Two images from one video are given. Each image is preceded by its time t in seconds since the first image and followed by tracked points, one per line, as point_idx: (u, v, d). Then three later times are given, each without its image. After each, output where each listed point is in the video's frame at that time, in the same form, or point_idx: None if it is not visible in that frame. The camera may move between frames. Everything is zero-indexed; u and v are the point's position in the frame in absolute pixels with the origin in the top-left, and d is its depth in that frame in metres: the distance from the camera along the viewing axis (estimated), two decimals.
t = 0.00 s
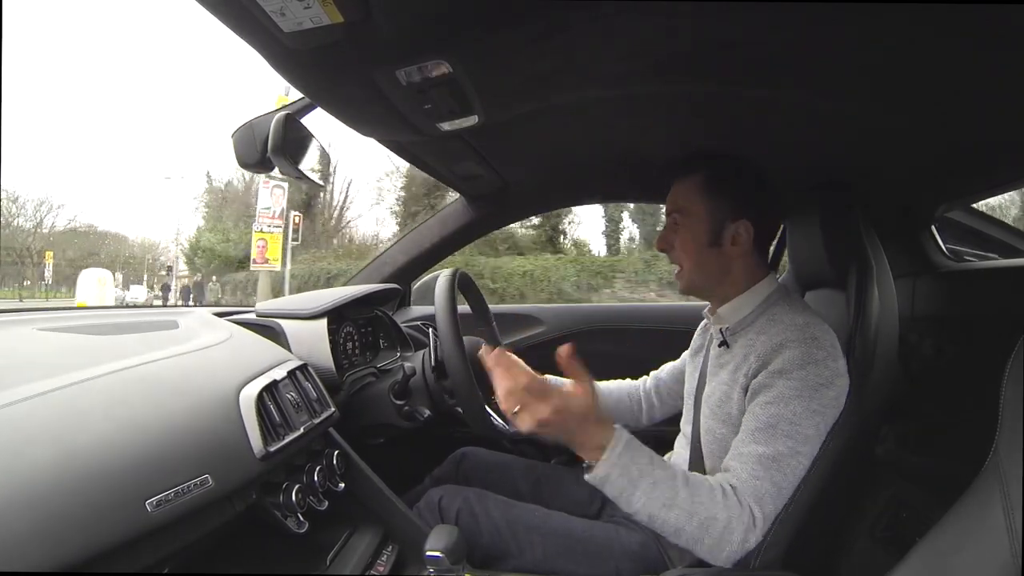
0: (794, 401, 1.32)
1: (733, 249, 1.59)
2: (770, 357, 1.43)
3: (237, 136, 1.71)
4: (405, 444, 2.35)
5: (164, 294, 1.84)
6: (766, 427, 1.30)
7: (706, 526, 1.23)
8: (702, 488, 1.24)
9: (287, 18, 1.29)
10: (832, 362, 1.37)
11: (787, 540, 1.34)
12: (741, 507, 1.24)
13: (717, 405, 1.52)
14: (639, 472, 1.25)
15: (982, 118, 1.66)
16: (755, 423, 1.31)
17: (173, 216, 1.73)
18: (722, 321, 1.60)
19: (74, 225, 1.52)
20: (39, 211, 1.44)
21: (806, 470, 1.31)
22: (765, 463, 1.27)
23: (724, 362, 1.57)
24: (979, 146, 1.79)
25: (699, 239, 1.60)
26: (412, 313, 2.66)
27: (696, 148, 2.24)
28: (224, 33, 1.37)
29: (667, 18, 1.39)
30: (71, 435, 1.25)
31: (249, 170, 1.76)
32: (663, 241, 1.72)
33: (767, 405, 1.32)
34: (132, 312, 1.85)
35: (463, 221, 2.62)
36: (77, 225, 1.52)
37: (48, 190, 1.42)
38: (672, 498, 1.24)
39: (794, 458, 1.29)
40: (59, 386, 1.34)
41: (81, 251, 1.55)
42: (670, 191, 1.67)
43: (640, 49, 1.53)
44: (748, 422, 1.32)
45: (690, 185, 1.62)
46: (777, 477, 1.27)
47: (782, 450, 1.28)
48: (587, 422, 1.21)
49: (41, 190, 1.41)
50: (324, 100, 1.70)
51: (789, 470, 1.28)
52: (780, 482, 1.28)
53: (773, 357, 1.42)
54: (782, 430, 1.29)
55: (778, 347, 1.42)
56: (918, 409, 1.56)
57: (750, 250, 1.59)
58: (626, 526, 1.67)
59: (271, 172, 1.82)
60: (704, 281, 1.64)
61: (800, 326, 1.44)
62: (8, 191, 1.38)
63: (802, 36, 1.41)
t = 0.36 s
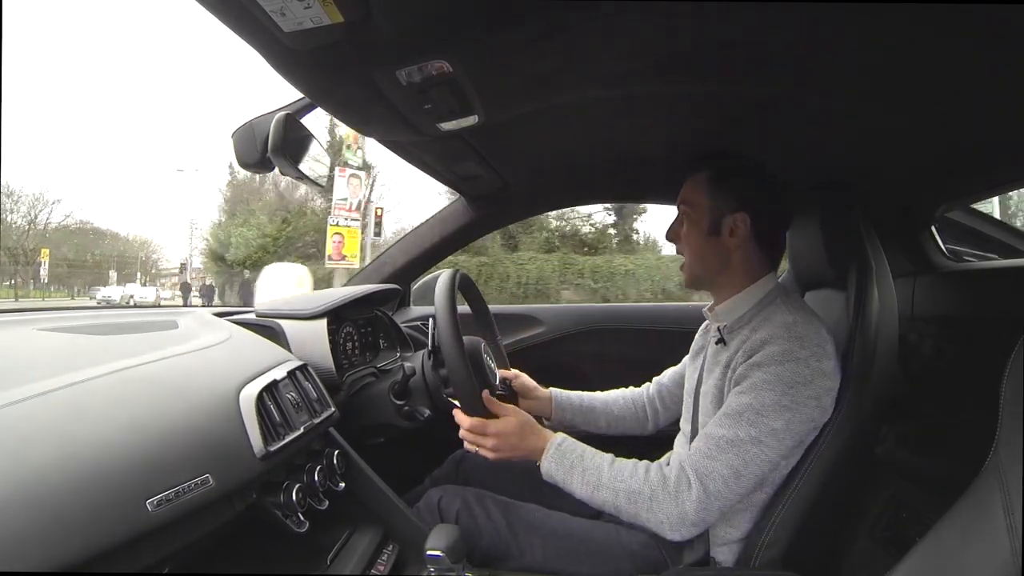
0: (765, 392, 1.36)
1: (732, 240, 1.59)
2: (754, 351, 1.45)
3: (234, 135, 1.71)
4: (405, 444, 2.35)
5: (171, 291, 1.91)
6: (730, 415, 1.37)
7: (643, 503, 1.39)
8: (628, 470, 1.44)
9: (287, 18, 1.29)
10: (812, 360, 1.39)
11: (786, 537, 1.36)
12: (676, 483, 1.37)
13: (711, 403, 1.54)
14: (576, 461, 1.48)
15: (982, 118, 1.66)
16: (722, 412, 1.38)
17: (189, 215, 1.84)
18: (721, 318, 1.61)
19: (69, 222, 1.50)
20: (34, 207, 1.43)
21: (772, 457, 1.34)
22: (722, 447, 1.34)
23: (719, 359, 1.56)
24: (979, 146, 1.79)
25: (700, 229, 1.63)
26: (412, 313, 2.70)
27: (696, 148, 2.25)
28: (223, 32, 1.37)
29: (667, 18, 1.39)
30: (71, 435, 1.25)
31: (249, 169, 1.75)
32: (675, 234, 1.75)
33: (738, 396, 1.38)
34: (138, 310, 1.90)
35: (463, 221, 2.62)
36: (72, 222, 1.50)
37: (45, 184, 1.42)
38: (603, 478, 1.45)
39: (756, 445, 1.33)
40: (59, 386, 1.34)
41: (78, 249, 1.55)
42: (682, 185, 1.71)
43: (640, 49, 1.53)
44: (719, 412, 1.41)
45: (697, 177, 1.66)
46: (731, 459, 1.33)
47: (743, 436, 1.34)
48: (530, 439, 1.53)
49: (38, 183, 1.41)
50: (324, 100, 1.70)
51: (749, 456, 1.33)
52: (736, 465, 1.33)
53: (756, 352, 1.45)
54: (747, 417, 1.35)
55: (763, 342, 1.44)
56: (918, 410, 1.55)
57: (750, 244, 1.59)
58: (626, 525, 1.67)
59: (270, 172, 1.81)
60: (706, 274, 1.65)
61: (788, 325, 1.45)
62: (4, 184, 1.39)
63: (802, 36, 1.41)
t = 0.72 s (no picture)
0: (762, 383, 1.36)
1: (737, 240, 1.59)
2: (753, 346, 1.45)
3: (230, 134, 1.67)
4: (405, 444, 2.35)
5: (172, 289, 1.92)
6: (725, 405, 1.37)
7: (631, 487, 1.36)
8: (614, 453, 1.41)
9: (287, 18, 1.29)
10: (812, 356, 1.39)
11: (787, 538, 1.36)
12: (666, 468, 1.35)
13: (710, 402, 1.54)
14: (561, 444, 1.42)
15: (982, 118, 1.66)
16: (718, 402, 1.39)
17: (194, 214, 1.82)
18: (722, 319, 1.61)
19: (53, 214, 1.51)
20: (19, 198, 1.43)
21: (763, 446, 1.34)
22: (714, 434, 1.34)
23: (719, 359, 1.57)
24: (980, 146, 1.79)
25: (705, 229, 1.63)
26: (412, 314, 2.69)
27: (696, 147, 2.24)
28: (224, 33, 1.38)
29: (667, 18, 1.39)
30: (71, 434, 1.25)
31: (248, 169, 1.70)
32: (677, 232, 1.74)
33: (735, 387, 1.39)
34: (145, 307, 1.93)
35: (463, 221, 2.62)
36: (56, 214, 1.51)
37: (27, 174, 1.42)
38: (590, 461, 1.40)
39: (749, 434, 1.33)
40: (60, 386, 1.34)
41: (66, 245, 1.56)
42: (684, 185, 1.71)
43: (640, 48, 1.53)
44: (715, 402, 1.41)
45: (700, 176, 1.65)
46: (722, 446, 1.33)
47: (737, 425, 1.34)
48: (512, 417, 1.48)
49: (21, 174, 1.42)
50: (324, 99, 1.70)
51: (741, 444, 1.33)
52: (727, 452, 1.33)
53: (755, 347, 1.45)
54: (742, 406, 1.35)
55: (762, 337, 1.45)
56: (918, 410, 1.56)
57: (755, 244, 1.59)
58: (626, 526, 1.67)
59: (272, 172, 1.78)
60: (710, 273, 1.65)
61: (789, 321, 1.45)
62: None
63: (802, 36, 1.42)
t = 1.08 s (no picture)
0: (762, 381, 1.36)
1: (735, 239, 1.59)
2: (755, 345, 1.45)
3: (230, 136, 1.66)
4: (405, 444, 2.35)
5: (167, 290, 1.93)
6: (726, 403, 1.37)
7: (629, 484, 1.34)
8: (612, 449, 1.39)
9: (287, 18, 1.29)
10: (814, 356, 1.39)
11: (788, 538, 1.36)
12: (666, 465, 1.33)
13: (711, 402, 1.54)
14: (559, 440, 1.40)
15: (982, 118, 1.65)
16: (718, 401, 1.38)
17: (181, 215, 1.87)
18: (722, 319, 1.61)
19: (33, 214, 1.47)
20: None
21: (763, 445, 1.33)
22: (714, 432, 1.34)
23: (721, 358, 1.57)
24: (980, 146, 1.79)
25: (703, 229, 1.63)
26: (412, 313, 2.69)
27: (696, 147, 2.24)
28: (223, 33, 1.38)
29: (667, 18, 1.39)
30: (70, 434, 1.25)
31: (248, 169, 1.70)
32: (677, 233, 1.75)
33: (736, 386, 1.38)
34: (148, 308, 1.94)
35: (464, 221, 2.62)
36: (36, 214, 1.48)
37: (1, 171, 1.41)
38: (590, 457, 1.38)
39: (749, 431, 1.33)
40: (59, 386, 1.34)
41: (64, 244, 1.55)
42: (683, 185, 1.70)
43: (641, 48, 1.53)
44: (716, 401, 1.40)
45: (698, 176, 1.65)
46: (722, 444, 1.32)
47: (737, 423, 1.33)
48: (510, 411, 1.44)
49: None
50: (324, 100, 1.70)
51: (741, 443, 1.32)
52: (727, 449, 1.32)
53: (756, 346, 1.45)
54: (742, 404, 1.35)
55: (764, 336, 1.45)
56: (918, 409, 1.56)
57: (753, 242, 1.59)
58: (626, 526, 1.67)
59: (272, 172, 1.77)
60: (709, 274, 1.66)
61: (790, 320, 1.46)
62: None
63: (803, 36, 1.41)
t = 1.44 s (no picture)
0: (765, 375, 1.36)
1: (734, 237, 1.59)
2: (758, 341, 1.45)
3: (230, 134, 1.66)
4: (405, 444, 2.35)
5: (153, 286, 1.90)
6: (728, 396, 1.36)
7: (628, 474, 1.31)
8: (611, 438, 1.36)
9: (287, 18, 1.29)
10: (817, 352, 1.39)
11: (788, 538, 1.36)
12: (666, 455, 1.31)
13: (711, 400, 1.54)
14: (556, 429, 1.37)
15: (982, 118, 1.65)
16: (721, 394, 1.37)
17: (159, 206, 1.78)
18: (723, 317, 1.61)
19: None
20: None
21: (765, 438, 1.32)
22: (717, 424, 1.32)
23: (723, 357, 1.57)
24: (979, 146, 1.79)
25: (702, 228, 1.63)
26: (412, 313, 2.70)
27: (695, 148, 2.25)
28: (223, 33, 1.38)
29: (666, 18, 1.39)
30: (70, 433, 1.25)
31: (248, 169, 1.70)
32: (676, 232, 1.75)
33: (738, 381, 1.38)
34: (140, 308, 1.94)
35: (464, 221, 2.63)
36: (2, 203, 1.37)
37: None
38: (589, 445, 1.35)
39: (751, 424, 1.32)
40: (59, 386, 1.34)
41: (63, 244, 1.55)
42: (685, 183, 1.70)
43: (641, 49, 1.53)
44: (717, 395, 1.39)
45: (698, 174, 1.65)
46: (724, 436, 1.31)
47: (739, 416, 1.32)
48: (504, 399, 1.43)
49: None
50: (324, 100, 1.70)
51: (743, 436, 1.31)
52: (729, 442, 1.31)
53: (757, 342, 1.45)
54: (746, 397, 1.34)
55: (767, 332, 1.45)
56: (918, 410, 1.57)
57: (752, 240, 1.59)
58: (626, 526, 1.67)
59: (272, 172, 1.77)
60: (709, 273, 1.66)
61: (792, 317, 1.46)
62: None
63: (803, 36, 1.41)
